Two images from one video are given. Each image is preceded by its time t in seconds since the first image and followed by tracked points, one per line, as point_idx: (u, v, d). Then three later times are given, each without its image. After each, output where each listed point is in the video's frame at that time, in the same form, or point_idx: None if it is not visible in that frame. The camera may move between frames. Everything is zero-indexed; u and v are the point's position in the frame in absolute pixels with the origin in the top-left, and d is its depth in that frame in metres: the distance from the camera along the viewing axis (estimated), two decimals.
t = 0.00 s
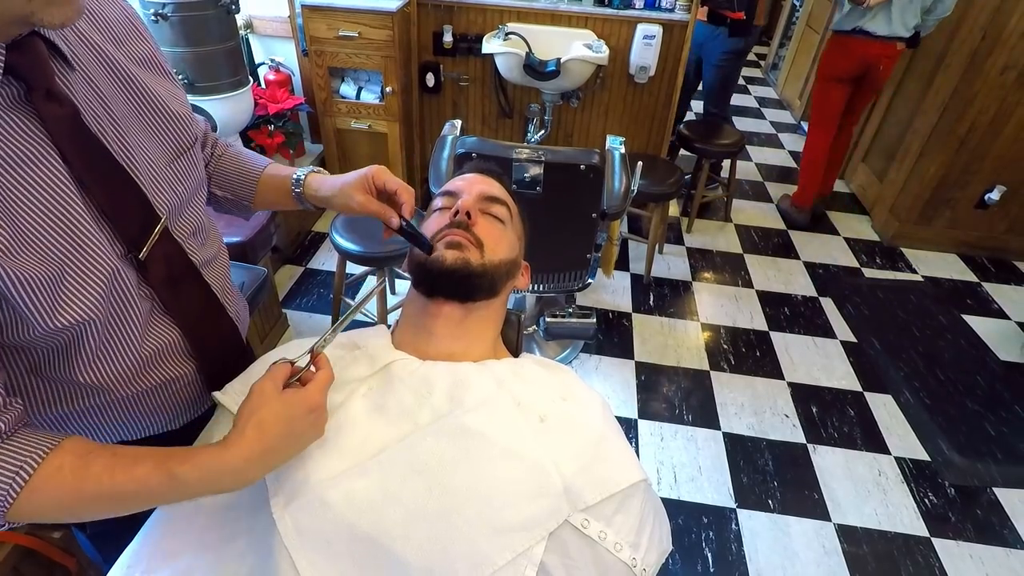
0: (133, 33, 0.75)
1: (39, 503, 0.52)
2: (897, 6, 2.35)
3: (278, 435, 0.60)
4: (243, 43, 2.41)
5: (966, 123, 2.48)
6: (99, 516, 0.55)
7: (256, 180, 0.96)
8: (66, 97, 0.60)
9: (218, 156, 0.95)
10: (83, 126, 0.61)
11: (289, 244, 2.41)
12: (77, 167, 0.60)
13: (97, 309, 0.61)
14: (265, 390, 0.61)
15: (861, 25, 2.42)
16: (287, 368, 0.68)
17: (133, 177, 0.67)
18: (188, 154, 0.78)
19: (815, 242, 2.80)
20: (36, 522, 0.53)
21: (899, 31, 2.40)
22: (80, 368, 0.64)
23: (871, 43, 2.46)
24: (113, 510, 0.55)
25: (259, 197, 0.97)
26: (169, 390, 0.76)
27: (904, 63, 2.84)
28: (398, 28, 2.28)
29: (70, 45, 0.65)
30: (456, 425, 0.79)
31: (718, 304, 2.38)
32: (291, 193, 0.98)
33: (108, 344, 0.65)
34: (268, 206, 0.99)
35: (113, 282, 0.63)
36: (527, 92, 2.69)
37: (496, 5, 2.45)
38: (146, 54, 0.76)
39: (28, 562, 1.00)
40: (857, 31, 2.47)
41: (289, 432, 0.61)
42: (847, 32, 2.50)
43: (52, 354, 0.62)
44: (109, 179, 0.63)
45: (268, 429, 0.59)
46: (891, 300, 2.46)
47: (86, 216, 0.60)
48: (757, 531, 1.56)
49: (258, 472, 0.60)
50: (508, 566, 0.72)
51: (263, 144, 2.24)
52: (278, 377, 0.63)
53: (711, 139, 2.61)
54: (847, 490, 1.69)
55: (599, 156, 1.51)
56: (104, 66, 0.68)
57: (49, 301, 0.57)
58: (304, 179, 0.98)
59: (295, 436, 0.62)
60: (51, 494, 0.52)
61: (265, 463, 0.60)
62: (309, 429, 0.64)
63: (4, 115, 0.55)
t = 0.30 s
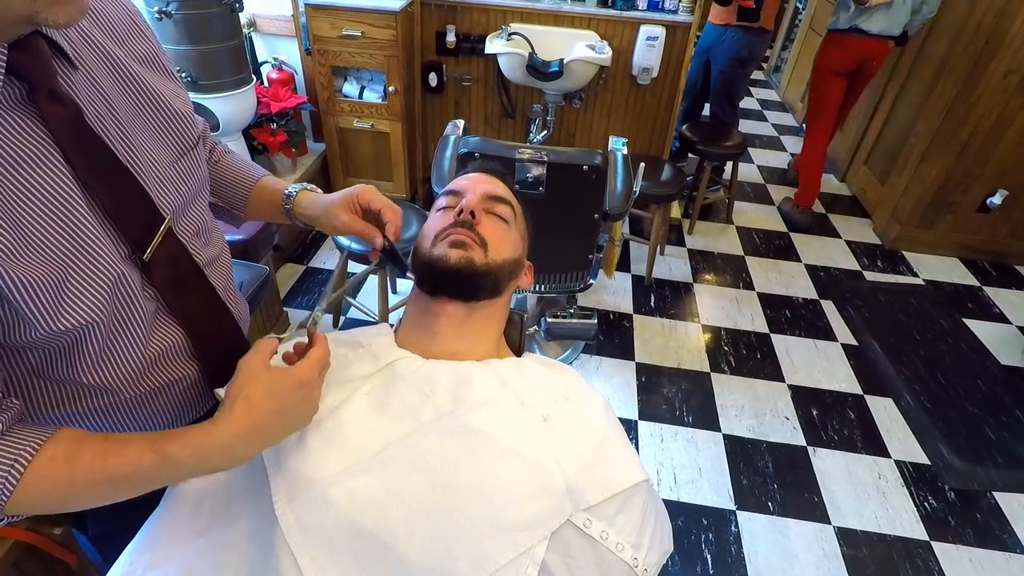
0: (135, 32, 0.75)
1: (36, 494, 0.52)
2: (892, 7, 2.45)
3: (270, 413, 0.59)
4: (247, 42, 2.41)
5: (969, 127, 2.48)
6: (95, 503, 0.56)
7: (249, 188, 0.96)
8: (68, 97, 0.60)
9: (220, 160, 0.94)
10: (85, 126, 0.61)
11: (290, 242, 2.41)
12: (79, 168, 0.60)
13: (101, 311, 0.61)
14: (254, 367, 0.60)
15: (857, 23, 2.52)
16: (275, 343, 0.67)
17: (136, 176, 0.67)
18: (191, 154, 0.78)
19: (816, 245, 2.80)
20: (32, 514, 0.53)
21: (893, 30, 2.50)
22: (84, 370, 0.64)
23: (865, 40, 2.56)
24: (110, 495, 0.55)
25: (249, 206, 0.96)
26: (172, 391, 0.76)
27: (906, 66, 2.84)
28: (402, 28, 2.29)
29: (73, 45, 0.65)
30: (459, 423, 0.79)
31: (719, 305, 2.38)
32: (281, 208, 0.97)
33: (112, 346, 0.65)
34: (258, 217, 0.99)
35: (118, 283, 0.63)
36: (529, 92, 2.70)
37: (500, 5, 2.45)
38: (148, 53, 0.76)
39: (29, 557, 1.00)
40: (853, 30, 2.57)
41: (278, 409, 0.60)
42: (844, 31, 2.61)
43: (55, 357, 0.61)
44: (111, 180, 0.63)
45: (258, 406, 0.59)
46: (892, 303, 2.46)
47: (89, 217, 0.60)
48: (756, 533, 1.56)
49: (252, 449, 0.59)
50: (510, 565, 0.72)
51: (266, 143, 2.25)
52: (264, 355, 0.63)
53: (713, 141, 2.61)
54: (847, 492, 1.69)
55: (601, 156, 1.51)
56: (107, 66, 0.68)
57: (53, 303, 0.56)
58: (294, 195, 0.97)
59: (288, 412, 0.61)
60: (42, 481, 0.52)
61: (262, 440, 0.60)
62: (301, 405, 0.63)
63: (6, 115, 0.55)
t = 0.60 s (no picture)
0: (133, 32, 0.75)
1: (68, 489, 0.53)
2: None
3: (290, 386, 0.62)
4: (248, 42, 2.41)
5: (970, 128, 2.48)
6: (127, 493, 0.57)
7: (234, 187, 0.95)
8: (72, 98, 0.60)
9: (212, 160, 0.94)
10: (90, 128, 0.61)
11: (290, 242, 2.41)
12: (83, 170, 0.60)
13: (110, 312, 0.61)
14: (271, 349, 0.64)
15: (855, 12, 2.71)
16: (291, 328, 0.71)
17: (140, 178, 0.67)
18: (193, 154, 0.78)
19: (817, 245, 2.80)
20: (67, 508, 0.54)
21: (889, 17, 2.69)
22: (91, 375, 0.63)
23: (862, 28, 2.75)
24: (141, 483, 0.57)
25: (234, 205, 0.96)
26: (181, 393, 0.75)
27: (907, 67, 2.84)
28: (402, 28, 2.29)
29: (76, 46, 0.64)
30: (459, 424, 0.79)
31: (719, 306, 2.38)
32: (270, 202, 0.97)
33: (119, 350, 0.65)
34: (242, 217, 0.98)
35: (123, 285, 0.63)
36: (530, 92, 2.70)
37: (500, 6, 2.45)
38: (148, 53, 0.76)
39: (28, 558, 1.00)
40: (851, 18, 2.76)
41: (296, 384, 0.63)
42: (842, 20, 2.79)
43: (63, 363, 0.61)
44: (116, 182, 0.63)
45: (282, 376, 0.61)
46: (892, 304, 2.46)
47: (95, 219, 0.60)
48: (757, 534, 1.56)
49: (274, 423, 0.62)
50: (510, 566, 0.72)
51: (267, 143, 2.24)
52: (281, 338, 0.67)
53: (714, 142, 2.60)
54: (847, 493, 1.69)
55: (602, 157, 1.51)
56: (109, 66, 0.68)
57: (64, 304, 0.56)
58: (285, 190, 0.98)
59: (307, 385, 0.64)
60: (75, 474, 0.53)
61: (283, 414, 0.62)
62: (319, 377, 0.65)
63: (11, 118, 0.55)
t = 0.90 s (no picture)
0: (130, 34, 0.75)
1: (140, 484, 0.54)
2: None
3: (349, 382, 0.63)
4: (247, 43, 2.41)
5: (971, 128, 2.48)
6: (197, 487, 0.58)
7: (232, 208, 0.94)
8: (79, 102, 0.60)
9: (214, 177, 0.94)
10: (97, 131, 0.61)
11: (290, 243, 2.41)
12: (92, 172, 0.60)
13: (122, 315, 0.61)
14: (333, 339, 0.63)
15: (849, 6, 2.78)
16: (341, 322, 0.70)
17: (143, 180, 0.67)
18: (193, 157, 0.78)
19: (817, 245, 2.80)
20: (145, 499, 0.56)
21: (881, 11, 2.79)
22: (109, 380, 0.63)
23: (855, 21, 2.84)
24: (210, 478, 0.57)
25: (228, 230, 0.95)
26: (191, 394, 0.76)
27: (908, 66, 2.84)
28: (402, 28, 2.29)
29: (77, 49, 0.65)
30: (458, 425, 0.79)
31: (720, 306, 2.38)
32: (263, 228, 0.95)
33: (130, 353, 0.65)
34: (237, 240, 0.96)
35: (133, 287, 0.63)
36: (530, 93, 2.70)
37: (500, 6, 2.45)
38: (144, 55, 0.76)
39: (28, 559, 1.00)
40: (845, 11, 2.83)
41: (354, 380, 0.63)
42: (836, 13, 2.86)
43: (82, 369, 0.61)
44: (122, 184, 0.63)
45: (338, 378, 0.62)
46: (893, 304, 2.45)
47: (105, 222, 0.60)
48: (757, 535, 1.56)
49: (332, 418, 0.63)
50: (510, 567, 0.72)
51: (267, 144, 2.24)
52: (336, 330, 0.65)
53: (715, 142, 2.60)
54: (848, 493, 1.69)
55: (602, 157, 1.51)
56: (109, 69, 0.68)
57: (81, 310, 0.56)
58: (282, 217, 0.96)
59: (363, 380, 0.65)
60: (146, 471, 0.54)
61: (341, 408, 0.63)
62: (374, 371, 0.66)
63: (21, 121, 0.55)
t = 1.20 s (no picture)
0: (135, 38, 0.75)
1: (154, 484, 0.55)
2: None
3: (364, 386, 0.63)
4: (248, 45, 2.41)
5: (970, 128, 2.48)
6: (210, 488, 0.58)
7: (241, 218, 0.95)
8: (83, 106, 0.60)
9: (224, 184, 0.94)
10: (100, 135, 0.61)
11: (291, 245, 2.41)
12: (93, 175, 0.60)
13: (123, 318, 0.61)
14: (350, 342, 0.64)
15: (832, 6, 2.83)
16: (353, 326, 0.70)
17: (145, 183, 0.67)
18: (195, 161, 0.78)
19: (817, 246, 2.80)
20: (152, 502, 0.56)
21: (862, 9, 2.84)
22: (113, 381, 0.64)
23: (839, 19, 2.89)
24: (226, 478, 0.58)
25: (236, 237, 0.96)
26: (192, 395, 0.76)
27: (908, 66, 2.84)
28: (402, 30, 2.29)
29: (81, 53, 0.65)
30: (458, 427, 0.79)
31: (720, 307, 2.38)
32: (271, 241, 0.96)
33: (130, 355, 0.65)
34: (246, 248, 0.97)
35: (133, 290, 0.63)
36: (530, 94, 2.70)
37: (500, 8, 2.45)
38: (149, 58, 0.76)
39: (29, 560, 1.01)
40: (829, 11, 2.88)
41: (369, 384, 0.64)
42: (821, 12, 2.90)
43: (87, 370, 0.61)
44: (125, 187, 0.64)
45: (352, 382, 0.62)
46: (893, 304, 2.45)
47: (106, 225, 0.60)
48: (758, 535, 1.56)
49: (347, 422, 0.63)
50: (510, 568, 0.73)
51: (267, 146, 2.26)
52: (349, 334, 0.66)
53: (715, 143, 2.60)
54: (848, 493, 1.69)
55: (601, 159, 1.52)
56: (112, 73, 0.68)
57: (84, 311, 0.57)
58: (291, 230, 0.96)
59: (377, 385, 0.66)
60: (160, 472, 0.55)
61: (355, 413, 0.63)
62: (387, 375, 0.67)
63: (25, 125, 0.55)
